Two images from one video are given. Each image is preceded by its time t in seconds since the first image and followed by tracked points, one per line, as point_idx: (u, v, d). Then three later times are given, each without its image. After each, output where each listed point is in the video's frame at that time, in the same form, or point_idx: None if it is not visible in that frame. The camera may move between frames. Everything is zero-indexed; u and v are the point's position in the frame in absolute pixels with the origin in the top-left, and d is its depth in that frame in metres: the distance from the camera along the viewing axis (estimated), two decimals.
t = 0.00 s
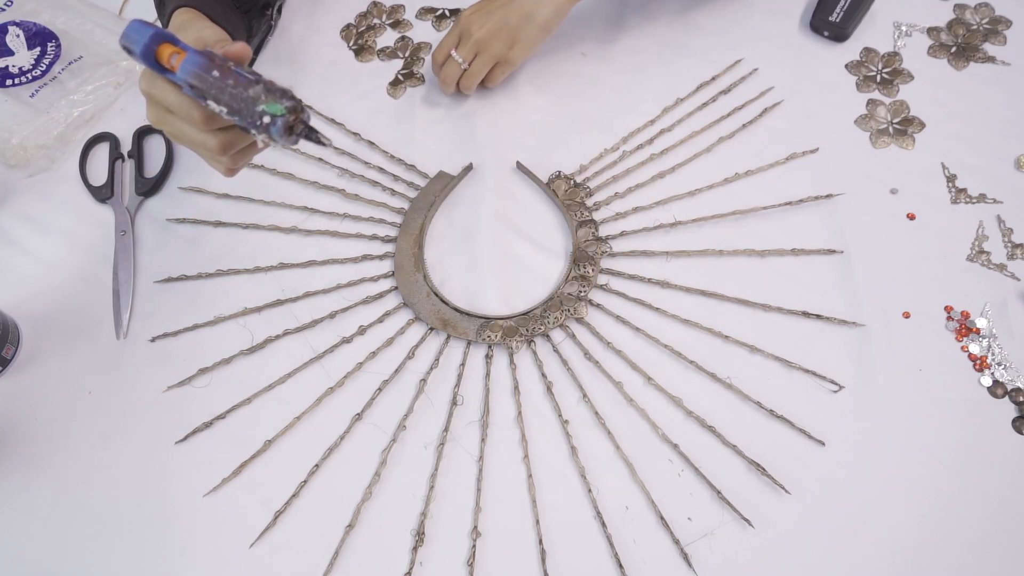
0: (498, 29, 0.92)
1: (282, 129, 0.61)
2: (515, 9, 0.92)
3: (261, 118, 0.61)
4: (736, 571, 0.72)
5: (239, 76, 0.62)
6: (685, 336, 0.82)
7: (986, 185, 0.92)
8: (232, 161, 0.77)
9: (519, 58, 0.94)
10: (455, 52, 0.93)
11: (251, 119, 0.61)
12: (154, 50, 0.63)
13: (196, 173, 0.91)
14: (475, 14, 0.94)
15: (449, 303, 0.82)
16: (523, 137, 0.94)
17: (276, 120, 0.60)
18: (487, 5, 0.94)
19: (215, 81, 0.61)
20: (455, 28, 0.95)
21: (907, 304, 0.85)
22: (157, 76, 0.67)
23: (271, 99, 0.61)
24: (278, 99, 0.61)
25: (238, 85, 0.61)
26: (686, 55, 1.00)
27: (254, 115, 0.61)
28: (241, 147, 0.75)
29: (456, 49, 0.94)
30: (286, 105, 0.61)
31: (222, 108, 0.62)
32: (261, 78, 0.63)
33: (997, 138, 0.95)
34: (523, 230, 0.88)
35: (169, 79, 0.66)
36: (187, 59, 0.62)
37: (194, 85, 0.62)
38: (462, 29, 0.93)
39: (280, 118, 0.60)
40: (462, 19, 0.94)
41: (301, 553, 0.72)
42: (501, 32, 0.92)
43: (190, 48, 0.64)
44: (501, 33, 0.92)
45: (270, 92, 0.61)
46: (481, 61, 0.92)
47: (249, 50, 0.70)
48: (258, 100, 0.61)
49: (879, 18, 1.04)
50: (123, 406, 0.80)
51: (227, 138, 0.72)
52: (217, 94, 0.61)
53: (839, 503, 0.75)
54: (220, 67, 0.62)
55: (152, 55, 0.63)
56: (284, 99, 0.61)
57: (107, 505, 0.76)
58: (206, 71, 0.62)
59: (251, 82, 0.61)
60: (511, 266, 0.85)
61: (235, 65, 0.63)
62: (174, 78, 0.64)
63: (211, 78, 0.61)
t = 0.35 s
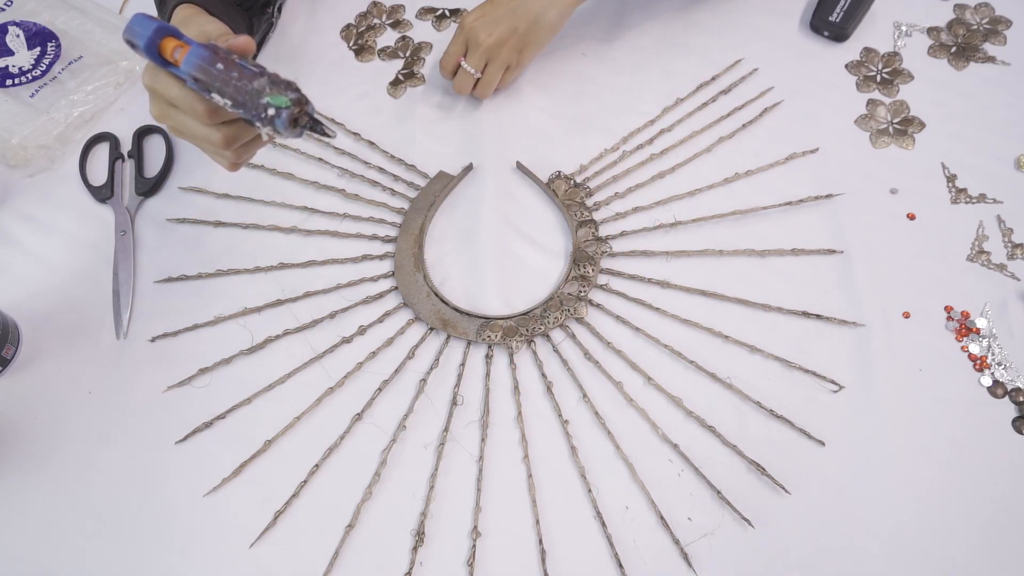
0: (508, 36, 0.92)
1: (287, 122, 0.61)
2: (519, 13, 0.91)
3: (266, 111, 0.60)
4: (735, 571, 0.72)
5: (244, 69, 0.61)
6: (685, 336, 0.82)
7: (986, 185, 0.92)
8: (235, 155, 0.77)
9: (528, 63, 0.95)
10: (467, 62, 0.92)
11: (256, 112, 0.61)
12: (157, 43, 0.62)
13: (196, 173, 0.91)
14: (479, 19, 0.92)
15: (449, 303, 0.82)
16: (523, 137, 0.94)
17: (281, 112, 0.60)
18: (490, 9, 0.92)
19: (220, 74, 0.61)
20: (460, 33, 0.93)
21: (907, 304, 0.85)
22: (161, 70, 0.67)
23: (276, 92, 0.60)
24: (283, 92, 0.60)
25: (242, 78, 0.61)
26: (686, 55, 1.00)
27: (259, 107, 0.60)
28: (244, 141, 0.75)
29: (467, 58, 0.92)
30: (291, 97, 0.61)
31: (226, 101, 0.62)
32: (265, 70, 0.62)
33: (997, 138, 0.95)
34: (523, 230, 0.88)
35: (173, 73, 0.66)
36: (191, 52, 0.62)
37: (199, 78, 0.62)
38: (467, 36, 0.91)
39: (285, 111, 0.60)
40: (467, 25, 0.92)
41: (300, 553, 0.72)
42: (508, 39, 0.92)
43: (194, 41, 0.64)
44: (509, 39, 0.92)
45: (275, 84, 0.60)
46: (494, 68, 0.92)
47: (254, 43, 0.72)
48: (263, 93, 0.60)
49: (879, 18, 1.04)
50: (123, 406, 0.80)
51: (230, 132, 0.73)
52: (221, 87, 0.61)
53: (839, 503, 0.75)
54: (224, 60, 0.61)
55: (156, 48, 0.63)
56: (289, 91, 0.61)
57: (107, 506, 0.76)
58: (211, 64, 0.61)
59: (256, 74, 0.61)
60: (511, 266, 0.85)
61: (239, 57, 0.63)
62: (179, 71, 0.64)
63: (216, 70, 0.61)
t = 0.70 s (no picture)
0: (574, 65, 0.80)
1: (293, 131, 0.61)
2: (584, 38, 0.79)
3: (272, 123, 0.61)
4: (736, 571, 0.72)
5: (247, 81, 0.61)
6: (685, 336, 0.82)
7: (986, 185, 0.92)
8: (246, 164, 0.77)
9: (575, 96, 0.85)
10: (522, 83, 0.77)
11: (262, 124, 0.61)
12: (160, 59, 0.63)
13: (196, 173, 0.91)
14: (543, 40, 0.77)
15: (449, 303, 0.82)
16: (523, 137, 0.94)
17: (287, 122, 0.61)
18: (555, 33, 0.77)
19: (224, 87, 0.61)
20: (517, 52, 0.76)
21: (907, 304, 0.85)
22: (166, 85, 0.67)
23: (281, 102, 0.61)
24: (287, 102, 0.61)
25: (246, 90, 0.61)
26: (686, 55, 1.00)
27: (265, 119, 0.61)
28: (254, 148, 0.75)
29: (524, 80, 0.77)
30: (296, 107, 0.61)
31: (232, 114, 0.62)
32: (269, 81, 0.62)
33: (997, 138, 0.95)
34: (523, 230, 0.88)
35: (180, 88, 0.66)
36: (195, 67, 0.62)
37: (204, 92, 0.62)
38: (533, 61, 0.75)
39: (291, 121, 0.61)
40: (527, 46, 0.76)
41: (300, 553, 0.72)
42: (570, 69, 0.80)
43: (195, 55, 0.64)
44: (573, 67, 0.80)
45: (279, 95, 0.61)
46: (548, 98, 0.80)
47: (255, 53, 0.71)
48: (267, 104, 0.60)
49: (879, 18, 1.04)
50: (123, 406, 0.80)
51: (239, 141, 0.73)
52: (227, 101, 0.61)
53: (839, 503, 0.75)
54: (227, 74, 0.62)
55: (160, 65, 0.63)
56: (293, 101, 0.61)
57: (107, 507, 0.76)
58: (214, 78, 0.62)
59: (259, 86, 0.61)
60: (512, 266, 0.85)
61: (242, 69, 0.63)
62: (184, 86, 0.64)
63: (220, 84, 0.61)
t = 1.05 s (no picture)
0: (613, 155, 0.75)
1: (403, 221, 0.61)
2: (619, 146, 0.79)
3: (383, 215, 0.60)
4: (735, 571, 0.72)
5: (358, 176, 0.60)
6: (685, 336, 0.82)
7: (986, 185, 0.92)
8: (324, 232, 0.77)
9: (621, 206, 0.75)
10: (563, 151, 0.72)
11: (373, 217, 0.61)
12: (268, 155, 0.62)
13: (196, 173, 0.91)
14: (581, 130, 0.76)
15: (450, 303, 0.82)
16: (523, 136, 0.94)
17: (399, 215, 0.61)
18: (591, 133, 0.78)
19: (336, 184, 0.60)
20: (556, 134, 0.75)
21: (907, 304, 0.85)
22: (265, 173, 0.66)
23: (391, 196, 0.60)
24: (398, 196, 0.60)
25: (359, 186, 0.60)
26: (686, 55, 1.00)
27: (376, 211, 0.60)
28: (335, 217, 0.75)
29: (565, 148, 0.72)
30: (406, 200, 0.61)
31: (342, 207, 0.61)
32: (377, 174, 0.62)
33: (997, 138, 0.95)
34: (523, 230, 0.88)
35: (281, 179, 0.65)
36: (303, 163, 0.61)
37: (313, 187, 0.61)
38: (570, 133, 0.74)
39: (402, 213, 0.61)
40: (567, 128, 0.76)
41: (300, 553, 0.72)
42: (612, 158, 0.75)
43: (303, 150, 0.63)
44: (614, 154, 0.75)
45: (389, 188, 0.60)
46: (597, 168, 0.72)
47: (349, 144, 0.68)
48: (380, 198, 0.60)
49: (879, 18, 1.04)
50: (123, 407, 0.79)
51: (327, 215, 0.73)
52: (339, 196, 0.60)
53: (840, 503, 0.75)
54: (338, 169, 0.60)
55: (267, 160, 0.62)
56: (403, 194, 0.61)
57: (107, 507, 0.75)
58: (325, 174, 0.60)
59: (371, 181, 0.60)
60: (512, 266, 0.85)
61: (349, 163, 0.62)
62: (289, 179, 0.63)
63: (332, 181, 0.60)
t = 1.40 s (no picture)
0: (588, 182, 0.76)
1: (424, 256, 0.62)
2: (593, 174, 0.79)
3: (406, 249, 0.61)
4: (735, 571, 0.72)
5: (384, 211, 0.61)
6: (685, 336, 0.82)
7: (986, 185, 0.92)
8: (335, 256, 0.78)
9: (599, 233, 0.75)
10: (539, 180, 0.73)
11: (396, 251, 0.61)
12: (298, 185, 0.62)
13: (197, 173, 0.91)
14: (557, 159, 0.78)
15: (450, 303, 0.82)
16: (523, 136, 0.94)
17: (420, 250, 0.61)
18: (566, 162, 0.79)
19: (362, 217, 0.60)
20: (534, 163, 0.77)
21: (907, 304, 0.85)
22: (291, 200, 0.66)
23: (415, 232, 0.61)
24: (422, 233, 0.61)
25: (385, 220, 0.60)
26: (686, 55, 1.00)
27: (400, 246, 0.60)
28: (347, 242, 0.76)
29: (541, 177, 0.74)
30: (429, 236, 0.61)
31: (365, 239, 0.61)
32: (402, 209, 0.62)
33: (996, 138, 0.95)
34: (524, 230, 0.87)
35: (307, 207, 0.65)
36: (331, 195, 0.61)
37: (339, 219, 0.61)
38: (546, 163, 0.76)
39: (424, 249, 0.61)
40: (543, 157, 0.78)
41: (300, 553, 0.72)
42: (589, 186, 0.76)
43: (332, 181, 0.63)
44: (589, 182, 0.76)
45: (414, 224, 0.61)
46: (575, 195, 0.73)
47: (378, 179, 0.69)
48: (405, 233, 0.60)
49: (879, 17, 1.04)
50: (123, 407, 0.79)
51: (342, 241, 0.74)
52: (365, 230, 0.61)
53: (839, 503, 0.75)
54: (367, 203, 0.61)
55: (296, 190, 0.63)
56: (427, 231, 0.61)
57: (107, 507, 0.75)
58: (353, 207, 0.61)
59: (397, 215, 0.61)
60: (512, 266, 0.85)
61: (377, 196, 0.62)
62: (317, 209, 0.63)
63: (359, 214, 0.60)
